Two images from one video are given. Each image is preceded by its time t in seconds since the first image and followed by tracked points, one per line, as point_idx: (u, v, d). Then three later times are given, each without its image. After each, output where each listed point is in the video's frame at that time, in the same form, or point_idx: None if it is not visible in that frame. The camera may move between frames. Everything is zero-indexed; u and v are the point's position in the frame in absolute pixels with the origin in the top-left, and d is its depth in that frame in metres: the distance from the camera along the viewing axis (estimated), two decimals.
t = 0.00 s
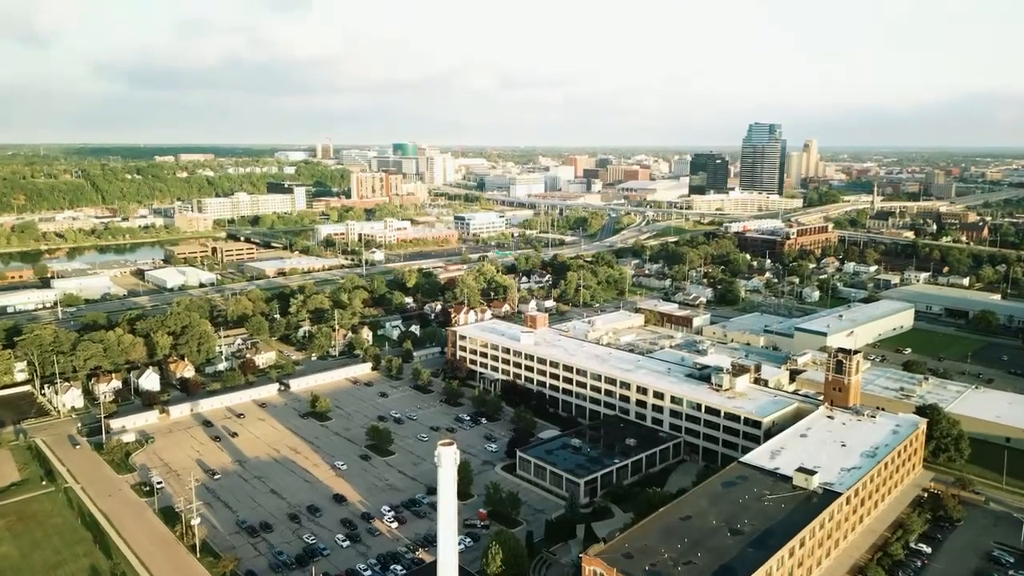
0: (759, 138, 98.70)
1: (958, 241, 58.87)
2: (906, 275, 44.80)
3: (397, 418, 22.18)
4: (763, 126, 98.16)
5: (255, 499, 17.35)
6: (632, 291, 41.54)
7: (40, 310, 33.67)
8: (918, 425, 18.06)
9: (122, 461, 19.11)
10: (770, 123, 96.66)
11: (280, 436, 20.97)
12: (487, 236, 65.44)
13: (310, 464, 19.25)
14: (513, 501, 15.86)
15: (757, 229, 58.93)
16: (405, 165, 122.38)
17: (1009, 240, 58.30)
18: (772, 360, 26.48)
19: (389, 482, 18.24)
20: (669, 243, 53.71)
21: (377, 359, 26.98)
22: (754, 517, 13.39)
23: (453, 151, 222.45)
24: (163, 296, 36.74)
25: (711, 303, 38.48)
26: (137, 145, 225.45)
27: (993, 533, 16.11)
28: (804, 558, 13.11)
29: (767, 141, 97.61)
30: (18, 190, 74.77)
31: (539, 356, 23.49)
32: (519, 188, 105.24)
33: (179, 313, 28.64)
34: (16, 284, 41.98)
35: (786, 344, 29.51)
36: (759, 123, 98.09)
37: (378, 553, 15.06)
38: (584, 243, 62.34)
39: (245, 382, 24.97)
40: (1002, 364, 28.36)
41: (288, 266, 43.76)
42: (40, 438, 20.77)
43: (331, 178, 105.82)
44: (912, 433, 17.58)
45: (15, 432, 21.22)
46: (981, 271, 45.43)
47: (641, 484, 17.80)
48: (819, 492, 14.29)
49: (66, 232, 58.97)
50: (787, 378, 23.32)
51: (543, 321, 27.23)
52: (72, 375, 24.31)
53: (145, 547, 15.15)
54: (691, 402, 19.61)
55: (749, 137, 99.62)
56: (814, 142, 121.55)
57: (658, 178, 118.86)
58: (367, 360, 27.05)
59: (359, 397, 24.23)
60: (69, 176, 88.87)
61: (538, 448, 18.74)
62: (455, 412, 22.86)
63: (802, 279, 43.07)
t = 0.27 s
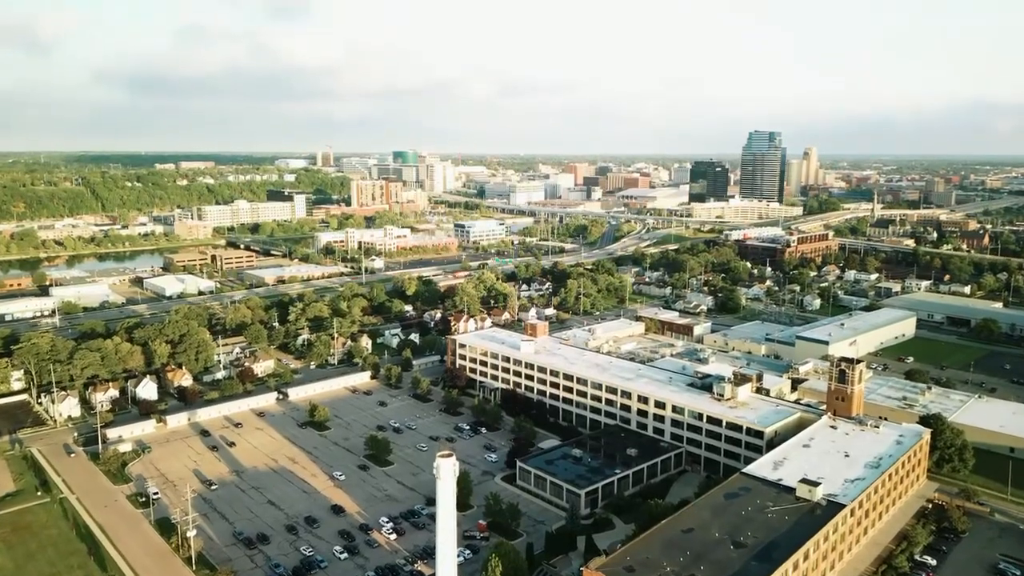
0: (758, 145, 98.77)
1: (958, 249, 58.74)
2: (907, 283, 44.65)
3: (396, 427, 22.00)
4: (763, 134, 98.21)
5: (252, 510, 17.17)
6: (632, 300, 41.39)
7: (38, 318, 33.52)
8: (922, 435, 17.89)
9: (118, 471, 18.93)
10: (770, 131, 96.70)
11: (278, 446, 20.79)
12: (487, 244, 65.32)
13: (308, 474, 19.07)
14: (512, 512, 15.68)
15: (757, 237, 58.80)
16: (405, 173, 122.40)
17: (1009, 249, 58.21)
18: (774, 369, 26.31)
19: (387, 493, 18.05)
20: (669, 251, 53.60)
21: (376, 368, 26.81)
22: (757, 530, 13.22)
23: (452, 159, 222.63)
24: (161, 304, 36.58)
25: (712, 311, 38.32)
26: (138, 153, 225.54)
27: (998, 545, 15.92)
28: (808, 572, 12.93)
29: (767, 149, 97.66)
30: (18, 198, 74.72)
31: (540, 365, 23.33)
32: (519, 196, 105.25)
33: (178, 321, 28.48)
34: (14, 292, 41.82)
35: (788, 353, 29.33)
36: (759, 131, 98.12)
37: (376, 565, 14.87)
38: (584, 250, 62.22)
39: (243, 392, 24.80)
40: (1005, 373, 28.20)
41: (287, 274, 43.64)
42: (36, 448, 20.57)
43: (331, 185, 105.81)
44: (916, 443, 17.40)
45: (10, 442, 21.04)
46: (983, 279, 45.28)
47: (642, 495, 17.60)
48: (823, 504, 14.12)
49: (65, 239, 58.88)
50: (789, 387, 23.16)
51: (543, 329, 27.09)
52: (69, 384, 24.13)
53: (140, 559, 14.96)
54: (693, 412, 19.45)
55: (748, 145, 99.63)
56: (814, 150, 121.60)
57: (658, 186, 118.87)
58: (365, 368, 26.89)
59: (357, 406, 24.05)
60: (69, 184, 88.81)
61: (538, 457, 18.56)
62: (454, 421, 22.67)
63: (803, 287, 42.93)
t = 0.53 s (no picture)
0: (758, 153, 98.79)
1: (959, 257, 58.60)
2: (909, 291, 44.48)
3: (395, 437, 21.83)
4: (763, 142, 98.23)
5: (249, 521, 16.98)
6: (632, 307, 41.25)
7: (36, 326, 33.37)
8: (926, 445, 17.72)
9: (114, 481, 18.75)
10: (769, 139, 96.75)
11: (276, 455, 20.61)
12: (487, 252, 65.19)
13: (306, 484, 18.89)
14: (513, 523, 15.50)
15: (757, 245, 58.67)
16: (405, 180, 122.44)
17: (1010, 256, 58.06)
18: (776, 378, 26.16)
19: (386, 503, 17.87)
20: (669, 258, 53.49)
21: (376, 376, 26.64)
22: (760, 542, 13.05)
23: (452, 167, 222.79)
24: (160, 312, 36.43)
25: (712, 319, 38.17)
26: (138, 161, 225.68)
27: (1004, 556, 15.73)
28: None
29: (767, 157, 97.65)
30: (17, 205, 74.66)
31: (540, 374, 23.17)
32: (519, 204, 105.21)
33: (176, 329, 28.34)
34: (13, 300, 41.66)
35: (789, 362, 29.18)
36: (759, 138, 98.15)
37: None
38: (584, 258, 62.08)
39: (241, 400, 24.63)
40: (1008, 382, 28.03)
41: (286, 282, 43.52)
42: (31, 458, 20.40)
43: (332, 193, 105.82)
44: (920, 453, 17.23)
45: (6, 452, 20.87)
46: (984, 287, 45.15)
47: (644, 505, 17.41)
48: (827, 515, 13.94)
49: (64, 247, 58.79)
50: (791, 396, 23.00)
51: (543, 337, 26.95)
52: (66, 393, 23.96)
53: (135, 571, 14.77)
54: (694, 421, 19.28)
55: (748, 153, 99.66)
56: (814, 157, 121.63)
57: (658, 193, 118.83)
58: (365, 377, 26.72)
59: (356, 414, 23.88)
60: (68, 192, 88.71)
61: (539, 467, 18.38)
62: (454, 431, 22.50)
63: (804, 295, 42.80)
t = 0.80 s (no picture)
0: (758, 161, 98.83)
1: (961, 265, 58.48)
2: (910, 299, 44.33)
3: (394, 446, 21.64)
4: (762, 150, 98.25)
5: (246, 532, 16.78)
6: (633, 315, 41.12)
7: (34, 334, 33.24)
8: (930, 456, 17.55)
9: (110, 492, 18.56)
10: (769, 147, 96.76)
11: (274, 465, 20.44)
12: (487, 259, 65.07)
13: (303, 494, 18.70)
14: (512, 535, 15.30)
15: (758, 252, 58.58)
16: (405, 188, 122.49)
17: (1011, 264, 57.96)
18: (777, 387, 25.98)
19: (384, 514, 17.68)
20: (670, 266, 53.38)
21: (375, 385, 26.46)
22: (764, 554, 12.87)
23: (452, 175, 222.98)
24: (159, 320, 36.31)
25: (713, 327, 38.01)
26: (138, 168, 225.82)
27: (1010, 569, 15.54)
28: None
29: (767, 164, 97.70)
30: (17, 213, 74.63)
31: (540, 383, 23.01)
32: (519, 211, 105.22)
33: (175, 337, 28.18)
34: (11, 308, 41.51)
35: (791, 370, 29.01)
36: (759, 146, 98.23)
37: None
38: (584, 266, 61.96)
39: (239, 409, 24.47)
40: (1012, 391, 27.86)
41: (286, 290, 43.41)
42: (27, 467, 20.22)
43: (332, 200, 105.83)
44: (924, 464, 17.06)
45: (2, 461, 20.68)
46: (986, 295, 44.97)
47: (645, 516, 17.22)
48: (831, 527, 13.77)
49: (64, 254, 58.71)
50: (793, 406, 22.81)
51: (543, 346, 26.79)
52: (63, 403, 23.79)
53: None
54: (696, 431, 19.11)
55: (748, 161, 99.70)
56: (814, 165, 121.72)
57: (658, 201, 118.79)
58: (364, 385, 26.55)
59: (355, 424, 23.70)
60: (69, 199, 88.67)
61: (539, 478, 18.20)
62: (453, 440, 22.31)
63: (805, 303, 42.66)
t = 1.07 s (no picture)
0: (758, 168, 98.88)
1: (961, 273, 58.39)
2: (911, 307, 44.17)
3: (393, 456, 21.45)
4: (762, 157, 98.31)
5: (242, 544, 16.57)
6: (634, 323, 40.97)
7: (32, 342, 33.08)
8: (935, 466, 17.36)
9: (106, 502, 18.37)
10: (769, 154, 96.79)
11: (272, 475, 20.25)
12: (487, 266, 64.99)
13: (301, 505, 18.50)
14: (513, 546, 15.10)
15: (759, 260, 58.49)
16: (405, 196, 122.53)
17: (1013, 272, 57.87)
18: (779, 396, 25.80)
19: (383, 525, 17.49)
20: (670, 274, 53.26)
21: (374, 393, 26.29)
22: (768, 567, 12.68)
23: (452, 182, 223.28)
24: (157, 328, 36.17)
25: (714, 335, 37.86)
26: (138, 175, 225.96)
27: None
28: None
29: (767, 172, 97.78)
30: (17, 220, 74.63)
31: (540, 392, 22.83)
32: (519, 219, 105.25)
33: (173, 345, 28.01)
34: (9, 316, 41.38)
35: (792, 379, 28.83)
36: (759, 153, 98.35)
37: None
38: (585, 273, 61.86)
39: (238, 419, 24.30)
40: (1015, 400, 27.68)
41: (285, 297, 43.29)
42: (23, 477, 20.02)
43: (332, 208, 105.84)
44: (929, 474, 16.87)
45: None
46: (987, 303, 44.85)
47: (647, 527, 17.03)
48: (836, 540, 13.57)
49: (63, 262, 58.62)
50: (795, 415, 22.63)
51: (544, 354, 26.63)
52: (60, 411, 23.61)
53: None
54: (698, 441, 18.93)
55: (748, 169, 99.77)
56: (814, 173, 121.80)
57: (658, 208, 118.83)
58: (362, 394, 26.36)
59: (353, 433, 23.52)
60: (69, 207, 88.68)
61: (539, 488, 18.01)
62: (453, 450, 22.12)
63: (806, 311, 42.52)
